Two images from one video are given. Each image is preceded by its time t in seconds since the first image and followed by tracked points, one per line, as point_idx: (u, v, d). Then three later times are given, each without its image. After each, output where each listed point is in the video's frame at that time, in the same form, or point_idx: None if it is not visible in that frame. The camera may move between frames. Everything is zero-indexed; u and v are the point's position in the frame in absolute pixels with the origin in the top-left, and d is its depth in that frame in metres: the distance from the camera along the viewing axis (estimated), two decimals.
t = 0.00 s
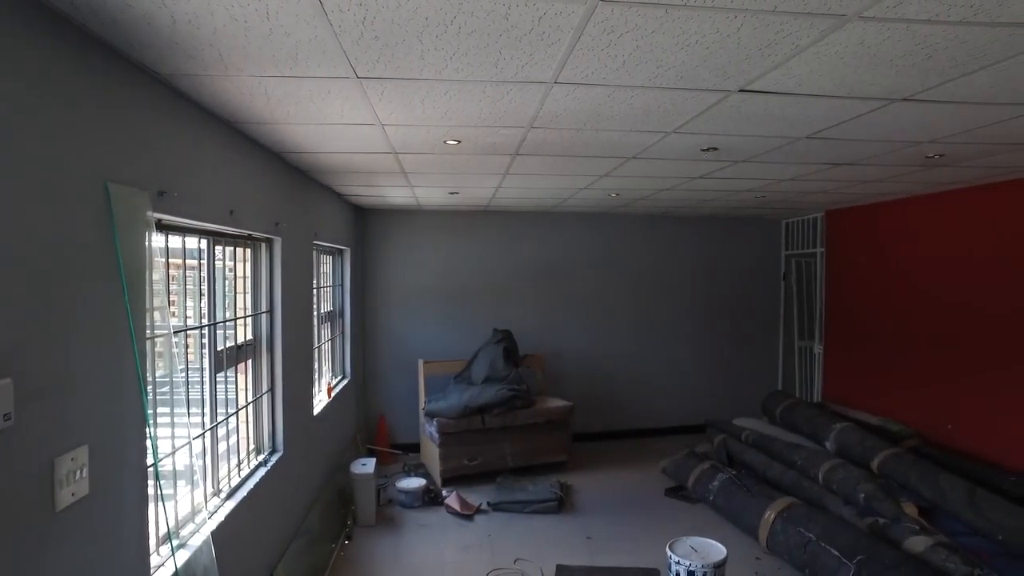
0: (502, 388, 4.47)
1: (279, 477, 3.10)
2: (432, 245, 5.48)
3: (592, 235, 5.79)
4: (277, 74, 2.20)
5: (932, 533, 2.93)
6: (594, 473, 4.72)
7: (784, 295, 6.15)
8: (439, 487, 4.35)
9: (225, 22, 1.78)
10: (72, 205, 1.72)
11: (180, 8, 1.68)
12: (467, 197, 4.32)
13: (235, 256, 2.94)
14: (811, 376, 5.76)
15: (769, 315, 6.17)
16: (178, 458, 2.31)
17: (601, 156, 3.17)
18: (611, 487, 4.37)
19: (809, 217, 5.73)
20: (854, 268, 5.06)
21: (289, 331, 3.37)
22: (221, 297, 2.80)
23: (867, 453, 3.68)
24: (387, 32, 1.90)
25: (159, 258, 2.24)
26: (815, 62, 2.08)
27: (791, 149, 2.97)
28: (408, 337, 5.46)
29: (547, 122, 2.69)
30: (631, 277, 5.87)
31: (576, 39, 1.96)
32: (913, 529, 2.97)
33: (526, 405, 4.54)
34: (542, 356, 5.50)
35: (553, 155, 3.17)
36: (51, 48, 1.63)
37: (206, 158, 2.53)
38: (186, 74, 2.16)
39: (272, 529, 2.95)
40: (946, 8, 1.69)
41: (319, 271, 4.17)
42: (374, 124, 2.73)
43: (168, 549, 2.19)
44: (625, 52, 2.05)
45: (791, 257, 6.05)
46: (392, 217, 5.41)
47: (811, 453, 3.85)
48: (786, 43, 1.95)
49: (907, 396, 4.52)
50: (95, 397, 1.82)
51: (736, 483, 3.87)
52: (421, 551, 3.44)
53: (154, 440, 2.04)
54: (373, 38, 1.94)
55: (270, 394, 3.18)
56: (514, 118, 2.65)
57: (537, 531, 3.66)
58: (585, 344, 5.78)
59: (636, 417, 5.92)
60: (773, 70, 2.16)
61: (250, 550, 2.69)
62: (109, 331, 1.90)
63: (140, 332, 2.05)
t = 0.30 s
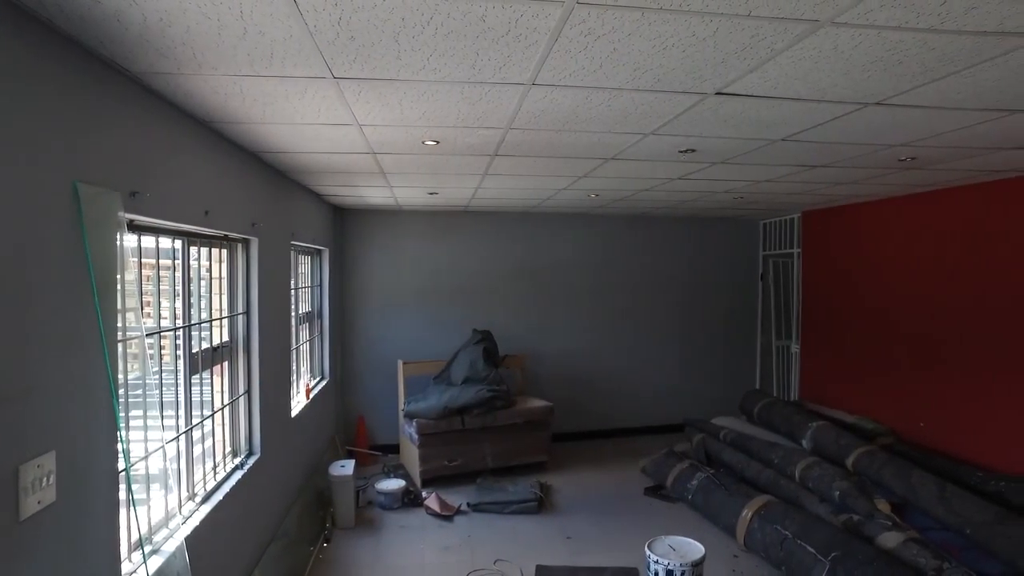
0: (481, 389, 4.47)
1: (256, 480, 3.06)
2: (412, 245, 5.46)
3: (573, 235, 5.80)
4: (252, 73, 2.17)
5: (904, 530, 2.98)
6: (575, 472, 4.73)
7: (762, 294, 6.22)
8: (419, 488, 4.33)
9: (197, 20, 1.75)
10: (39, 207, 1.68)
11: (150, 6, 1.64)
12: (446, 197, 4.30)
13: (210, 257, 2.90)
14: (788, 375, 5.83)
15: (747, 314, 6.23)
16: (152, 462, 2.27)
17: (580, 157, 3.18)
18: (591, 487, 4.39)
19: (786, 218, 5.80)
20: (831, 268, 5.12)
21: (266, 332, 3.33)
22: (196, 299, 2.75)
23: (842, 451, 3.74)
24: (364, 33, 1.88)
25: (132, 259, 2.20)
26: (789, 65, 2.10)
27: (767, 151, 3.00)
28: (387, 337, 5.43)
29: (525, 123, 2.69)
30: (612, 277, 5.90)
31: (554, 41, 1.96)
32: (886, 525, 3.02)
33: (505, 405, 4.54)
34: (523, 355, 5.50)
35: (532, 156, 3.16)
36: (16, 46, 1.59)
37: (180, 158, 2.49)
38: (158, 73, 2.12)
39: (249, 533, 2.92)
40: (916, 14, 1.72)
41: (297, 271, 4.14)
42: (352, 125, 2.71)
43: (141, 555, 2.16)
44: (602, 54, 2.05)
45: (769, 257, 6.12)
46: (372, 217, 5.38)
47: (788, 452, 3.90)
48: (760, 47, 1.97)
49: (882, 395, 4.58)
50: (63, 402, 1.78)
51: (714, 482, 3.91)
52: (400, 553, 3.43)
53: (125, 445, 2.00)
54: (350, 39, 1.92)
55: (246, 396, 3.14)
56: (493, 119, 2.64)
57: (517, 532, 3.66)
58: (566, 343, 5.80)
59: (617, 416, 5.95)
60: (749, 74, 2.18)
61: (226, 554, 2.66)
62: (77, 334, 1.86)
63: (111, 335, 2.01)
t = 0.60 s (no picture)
0: (460, 389, 4.47)
1: (231, 483, 3.03)
2: (391, 245, 5.43)
3: (553, 235, 5.82)
4: (224, 72, 2.14)
5: (876, 525, 3.03)
6: (554, 472, 4.75)
7: (739, 294, 6.28)
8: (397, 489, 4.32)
9: (166, 18, 1.72)
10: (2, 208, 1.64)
11: (117, 2, 1.61)
12: (424, 197, 4.28)
13: (184, 258, 2.85)
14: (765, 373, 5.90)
15: (725, 313, 6.29)
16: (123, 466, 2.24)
17: (557, 158, 3.18)
18: (570, 486, 4.41)
19: (762, 218, 5.87)
20: (806, 267, 5.19)
21: (241, 334, 3.29)
22: (169, 300, 2.71)
23: (816, 448, 3.79)
24: (338, 32, 1.86)
25: (102, 260, 2.16)
26: (763, 69, 2.12)
27: (742, 152, 3.02)
28: (366, 338, 5.40)
29: (502, 124, 2.68)
30: (592, 277, 5.93)
31: (530, 43, 1.95)
32: (859, 521, 3.07)
33: (484, 406, 4.54)
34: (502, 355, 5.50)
35: (510, 157, 3.16)
36: None
37: (152, 157, 2.45)
38: (127, 71, 2.08)
39: (223, 537, 2.88)
40: (884, 20, 1.75)
41: (274, 272, 4.10)
42: (327, 125, 2.69)
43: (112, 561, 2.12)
44: (578, 56, 2.05)
45: (746, 257, 6.19)
46: (351, 217, 5.34)
47: (764, 450, 3.94)
48: (734, 51, 1.98)
49: (854, 392, 4.67)
50: (28, 408, 1.74)
51: (691, 481, 3.94)
52: (379, 555, 3.42)
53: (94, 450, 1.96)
54: (324, 38, 1.90)
55: (221, 399, 3.10)
56: (469, 120, 2.64)
57: (495, 532, 3.66)
58: (546, 343, 5.81)
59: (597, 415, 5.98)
60: (723, 77, 2.20)
61: (199, 558, 2.63)
62: (43, 337, 1.82)
63: (80, 338, 1.97)
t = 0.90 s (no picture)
0: (441, 389, 4.47)
1: (210, 486, 3.00)
2: (373, 245, 5.41)
3: (535, 235, 5.83)
4: (200, 71, 2.11)
5: (852, 522, 3.07)
6: (536, 472, 4.76)
7: (720, 294, 6.34)
8: (379, 490, 4.30)
9: (140, 15, 1.69)
10: None
11: None
12: (405, 197, 4.27)
13: (161, 258, 2.82)
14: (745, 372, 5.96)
15: (707, 313, 6.34)
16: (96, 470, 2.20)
17: (538, 158, 3.18)
18: (552, 486, 4.42)
19: (742, 219, 5.92)
20: (786, 267, 5.24)
21: (220, 334, 3.26)
22: (146, 300, 2.68)
23: (794, 446, 3.84)
24: (316, 31, 1.84)
25: (75, 259, 2.12)
26: (742, 70, 2.13)
27: (721, 153, 3.04)
28: (347, 338, 5.37)
29: (482, 124, 2.68)
30: (574, 276, 5.95)
31: (509, 43, 1.95)
32: (836, 518, 3.11)
33: (466, 406, 4.54)
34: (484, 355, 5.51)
35: (491, 157, 3.16)
36: None
37: (127, 156, 2.41)
38: (100, 68, 2.05)
39: (201, 539, 2.86)
40: (857, 25, 1.77)
41: (253, 272, 4.06)
42: (306, 124, 2.67)
43: (85, 566, 2.09)
44: (557, 57, 2.05)
45: (727, 257, 6.25)
46: (332, 216, 5.31)
47: (743, 448, 3.98)
48: (712, 53, 2.00)
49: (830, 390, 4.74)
50: None
51: (672, 479, 3.97)
52: (360, 556, 3.40)
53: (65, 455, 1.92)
54: (301, 37, 1.88)
55: (199, 400, 3.07)
56: (450, 120, 2.63)
57: (476, 532, 3.67)
58: (528, 343, 5.82)
59: (579, 414, 6.00)
60: (702, 78, 2.21)
61: (176, 561, 2.60)
62: (13, 340, 1.77)
63: (52, 340, 1.94)
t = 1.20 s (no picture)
0: (421, 389, 4.46)
1: (184, 488, 2.97)
2: (352, 244, 5.38)
3: (515, 235, 5.84)
4: (173, 69, 2.08)
5: (827, 518, 3.12)
6: (516, 472, 4.77)
7: (699, 294, 6.39)
8: (357, 491, 4.29)
9: (109, 11, 1.66)
10: None
11: None
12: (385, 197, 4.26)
13: (134, 258, 2.77)
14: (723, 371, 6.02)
15: (686, 312, 6.40)
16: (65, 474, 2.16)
17: (516, 158, 3.19)
18: (531, 486, 4.43)
19: (720, 219, 5.98)
20: (763, 266, 5.30)
21: (195, 336, 3.22)
22: (118, 301, 2.64)
23: (771, 444, 3.88)
24: (291, 30, 1.83)
25: (42, 261, 2.07)
26: (716, 72, 2.15)
27: (697, 154, 3.08)
28: (326, 339, 5.34)
29: (460, 124, 2.68)
30: (555, 276, 5.97)
31: (484, 44, 1.95)
32: (810, 514, 3.16)
33: (445, 406, 4.54)
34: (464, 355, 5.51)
35: (469, 157, 3.16)
36: None
37: (99, 154, 2.37)
38: (70, 65, 2.01)
39: (175, 543, 2.82)
40: (827, 29, 1.80)
41: (230, 271, 4.03)
42: (283, 123, 2.65)
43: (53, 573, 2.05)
44: (532, 58, 2.06)
45: (705, 257, 6.31)
46: (311, 216, 5.28)
47: (720, 446, 4.03)
48: (686, 55, 2.01)
49: (807, 388, 4.81)
50: None
51: (650, 478, 4.00)
52: (338, 557, 3.39)
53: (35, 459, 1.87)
54: (275, 35, 1.86)
55: (174, 402, 3.04)
56: (427, 120, 2.63)
57: (456, 532, 3.67)
58: (509, 342, 5.83)
59: (560, 413, 6.03)
60: (676, 80, 2.23)
61: (150, 565, 2.56)
62: None
63: (18, 340, 1.86)
